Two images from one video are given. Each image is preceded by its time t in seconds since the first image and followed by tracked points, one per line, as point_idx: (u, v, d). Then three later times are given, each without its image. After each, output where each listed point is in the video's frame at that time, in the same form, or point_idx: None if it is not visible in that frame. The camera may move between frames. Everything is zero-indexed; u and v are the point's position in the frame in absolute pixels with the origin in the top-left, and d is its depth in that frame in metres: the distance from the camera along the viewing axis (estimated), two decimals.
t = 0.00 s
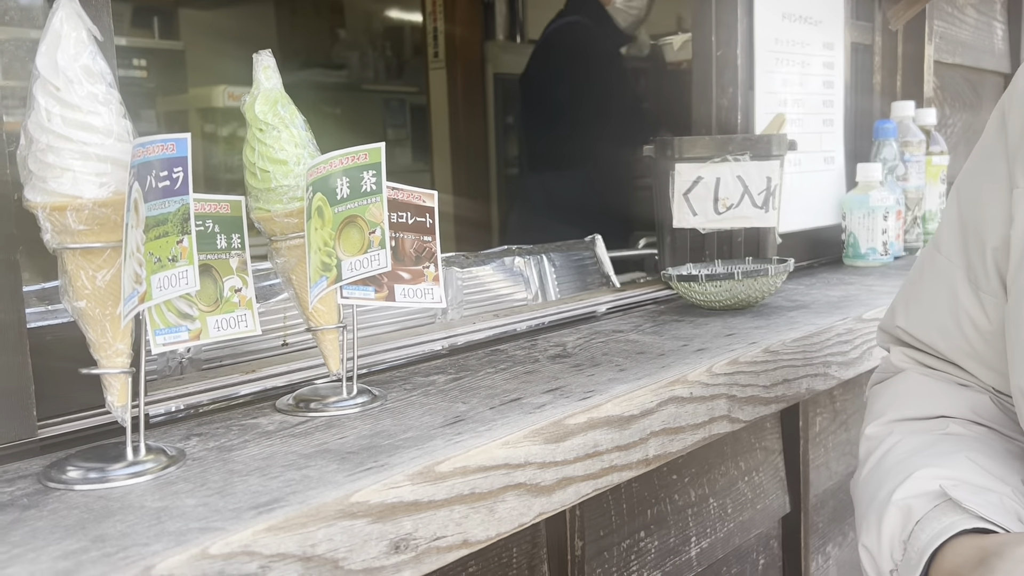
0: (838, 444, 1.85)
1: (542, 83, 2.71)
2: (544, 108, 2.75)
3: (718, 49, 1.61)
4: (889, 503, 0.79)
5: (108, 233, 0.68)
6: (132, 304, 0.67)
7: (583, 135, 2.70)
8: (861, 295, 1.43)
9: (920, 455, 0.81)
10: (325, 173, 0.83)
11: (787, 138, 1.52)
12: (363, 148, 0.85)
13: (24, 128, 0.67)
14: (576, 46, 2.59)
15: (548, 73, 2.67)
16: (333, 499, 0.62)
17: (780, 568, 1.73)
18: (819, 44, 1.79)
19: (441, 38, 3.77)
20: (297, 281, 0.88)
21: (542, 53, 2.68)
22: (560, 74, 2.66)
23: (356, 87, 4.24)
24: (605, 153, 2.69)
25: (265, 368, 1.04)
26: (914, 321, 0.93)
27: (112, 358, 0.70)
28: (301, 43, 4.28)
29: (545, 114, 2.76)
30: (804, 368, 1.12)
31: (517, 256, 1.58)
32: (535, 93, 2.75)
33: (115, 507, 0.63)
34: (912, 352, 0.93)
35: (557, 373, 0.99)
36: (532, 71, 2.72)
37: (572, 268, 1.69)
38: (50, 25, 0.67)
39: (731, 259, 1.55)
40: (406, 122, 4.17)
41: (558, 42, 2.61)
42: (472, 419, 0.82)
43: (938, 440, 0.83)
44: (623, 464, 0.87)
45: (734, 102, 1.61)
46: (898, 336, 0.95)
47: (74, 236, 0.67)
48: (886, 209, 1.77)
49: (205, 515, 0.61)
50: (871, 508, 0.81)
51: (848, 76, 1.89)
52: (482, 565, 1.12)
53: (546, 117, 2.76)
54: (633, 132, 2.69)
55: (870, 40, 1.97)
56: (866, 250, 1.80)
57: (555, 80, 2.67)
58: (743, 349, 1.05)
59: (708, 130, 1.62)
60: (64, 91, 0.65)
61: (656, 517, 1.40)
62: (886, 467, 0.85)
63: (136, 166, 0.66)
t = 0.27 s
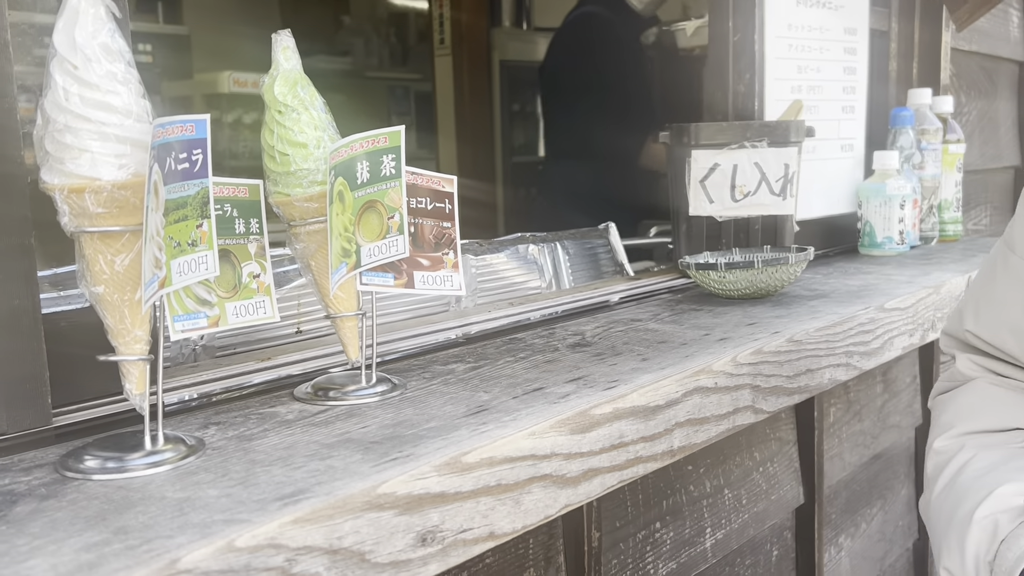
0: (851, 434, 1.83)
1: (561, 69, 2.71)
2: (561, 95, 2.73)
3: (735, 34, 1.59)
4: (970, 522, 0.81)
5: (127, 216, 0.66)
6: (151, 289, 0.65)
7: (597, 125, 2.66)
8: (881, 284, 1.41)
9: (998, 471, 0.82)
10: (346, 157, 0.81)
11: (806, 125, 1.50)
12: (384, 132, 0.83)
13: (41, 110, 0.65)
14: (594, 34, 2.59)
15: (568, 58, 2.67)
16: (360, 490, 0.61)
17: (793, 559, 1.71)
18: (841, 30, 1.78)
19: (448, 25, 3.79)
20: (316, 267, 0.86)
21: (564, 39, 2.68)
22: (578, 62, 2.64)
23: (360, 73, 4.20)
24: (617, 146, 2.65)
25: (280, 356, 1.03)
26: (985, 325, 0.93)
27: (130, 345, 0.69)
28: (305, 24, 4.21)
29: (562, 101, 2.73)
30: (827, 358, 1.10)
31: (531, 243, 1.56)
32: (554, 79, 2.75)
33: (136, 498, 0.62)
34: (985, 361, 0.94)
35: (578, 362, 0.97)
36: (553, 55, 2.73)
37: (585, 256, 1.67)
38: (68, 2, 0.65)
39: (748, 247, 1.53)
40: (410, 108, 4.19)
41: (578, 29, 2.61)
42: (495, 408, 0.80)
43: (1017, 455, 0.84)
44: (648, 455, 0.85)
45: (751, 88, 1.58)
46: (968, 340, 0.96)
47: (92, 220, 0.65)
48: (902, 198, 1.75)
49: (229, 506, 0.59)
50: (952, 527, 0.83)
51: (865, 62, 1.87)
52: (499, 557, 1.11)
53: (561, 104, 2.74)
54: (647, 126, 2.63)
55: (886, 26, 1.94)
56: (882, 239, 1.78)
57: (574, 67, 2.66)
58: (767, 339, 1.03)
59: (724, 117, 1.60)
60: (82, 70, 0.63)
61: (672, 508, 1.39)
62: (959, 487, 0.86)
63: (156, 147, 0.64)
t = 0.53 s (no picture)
0: (862, 425, 1.81)
1: (573, 60, 2.67)
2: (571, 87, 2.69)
3: (748, 19, 1.56)
4: None
5: (139, 200, 0.64)
6: (166, 276, 0.63)
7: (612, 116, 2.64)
8: (897, 273, 1.39)
9: None
10: (362, 141, 0.79)
11: (821, 111, 1.48)
12: (400, 116, 0.81)
13: (49, 90, 0.62)
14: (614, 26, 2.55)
15: (579, 49, 2.63)
16: (383, 484, 0.59)
17: (803, 551, 1.70)
18: (853, 14, 1.76)
19: (449, 11, 3.95)
20: (331, 255, 0.84)
21: (574, 29, 2.64)
22: (590, 53, 2.61)
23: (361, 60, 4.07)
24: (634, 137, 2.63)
25: (289, 346, 1.01)
26: None
27: (142, 334, 0.67)
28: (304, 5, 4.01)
29: (572, 92, 2.69)
30: (846, 348, 1.08)
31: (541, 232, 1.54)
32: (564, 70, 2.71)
33: (150, 492, 0.60)
34: None
35: (596, 352, 0.95)
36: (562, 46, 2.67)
37: (595, 244, 1.64)
38: None
39: (762, 236, 1.49)
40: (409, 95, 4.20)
41: (590, 19, 2.57)
42: (515, 400, 0.78)
43: None
44: (670, 447, 0.83)
45: (764, 74, 1.56)
46: None
47: (104, 204, 0.63)
48: (916, 185, 1.72)
49: (248, 501, 0.57)
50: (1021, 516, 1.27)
51: (877, 47, 1.84)
52: (512, 550, 1.09)
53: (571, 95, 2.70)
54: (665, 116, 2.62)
55: (899, 11, 1.91)
56: (894, 228, 1.76)
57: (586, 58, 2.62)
58: (787, 328, 1.01)
59: (736, 103, 1.58)
60: (92, 48, 0.61)
61: (684, 500, 1.37)
62: (1023, 477, 1.31)
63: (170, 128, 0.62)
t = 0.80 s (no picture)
0: (860, 412, 1.80)
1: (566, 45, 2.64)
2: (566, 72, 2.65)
3: None
4: None
5: (117, 177, 0.61)
6: (145, 258, 0.60)
7: (610, 99, 2.59)
8: (898, 257, 1.36)
9: None
10: (351, 119, 0.76)
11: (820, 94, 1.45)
12: (390, 92, 0.77)
13: (21, 60, 0.60)
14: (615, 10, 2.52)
15: (574, 33, 2.60)
16: (374, 474, 0.56)
17: (800, 539, 1.69)
18: None
19: None
20: (319, 237, 0.81)
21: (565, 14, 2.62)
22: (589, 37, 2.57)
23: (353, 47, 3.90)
24: (634, 118, 2.59)
25: (279, 332, 0.98)
26: None
27: (122, 318, 0.64)
28: None
29: (567, 78, 2.66)
30: (848, 333, 1.06)
31: (535, 216, 1.51)
32: (557, 57, 2.68)
33: (130, 483, 0.57)
34: None
35: (593, 338, 0.93)
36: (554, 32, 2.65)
37: (591, 230, 1.62)
38: None
39: (760, 221, 1.47)
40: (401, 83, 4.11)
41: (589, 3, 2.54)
42: (511, 386, 0.76)
43: None
44: (670, 435, 0.81)
45: (762, 55, 1.53)
46: None
47: (80, 181, 0.60)
48: (915, 169, 1.70)
49: (232, 492, 0.54)
50: None
51: (872, 30, 1.82)
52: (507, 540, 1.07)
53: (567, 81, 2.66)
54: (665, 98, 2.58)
55: None
56: (893, 212, 1.74)
57: (579, 42, 2.60)
58: (789, 313, 0.99)
59: (734, 84, 1.55)
60: (66, 17, 0.58)
61: (681, 488, 1.35)
62: None
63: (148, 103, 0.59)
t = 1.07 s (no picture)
0: (839, 402, 1.81)
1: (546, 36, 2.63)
2: (547, 64, 2.64)
3: None
4: None
5: (78, 178, 0.61)
6: (107, 259, 0.60)
7: (592, 89, 2.60)
8: (875, 249, 1.37)
9: None
10: (319, 116, 0.75)
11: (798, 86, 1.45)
12: (360, 89, 0.77)
13: None
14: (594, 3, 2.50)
15: (554, 25, 2.58)
16: (338, 476, 0.56)
17: (781, 529, 1.70)
18: None
19: None
20: (289, 235, 0.80)
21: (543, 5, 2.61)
22: (569, 29, 2.56)
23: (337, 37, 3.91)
24: (617, 109, 2.59)
25: (253, 329, 0.98)
26: None
27: (86, 320, 0.63)
28: None
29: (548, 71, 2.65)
30: (822, 326, 1.07)
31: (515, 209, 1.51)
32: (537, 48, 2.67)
33: (94, 486, 0.57)
34: None
35: (567, 333, 0.93)
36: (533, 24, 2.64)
37: (571, 223, 1.62)
38: None
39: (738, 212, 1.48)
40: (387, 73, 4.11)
41: None
42: (482, 383, 0.76)
43: None
44: (642, 430, 0.81)
45: (741, 47, 1.53)
46: None
47: (40, 183, 0.59)
48: (893, 160, 1.71)
49: (195, 495, 0.54)
50: None
51: (854, 23, 1.83)
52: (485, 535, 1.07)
53: (548, 75, 2.64)
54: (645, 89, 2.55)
55: None
56: (872, 203, 1.74)
57: (559, 33, 2.58)
58: (763, 307, 0.99)
59: (713, 77, 1.55)
60: (24, 17, 0.57)
61: (660, 481, 1.35)
62: None
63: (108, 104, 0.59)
